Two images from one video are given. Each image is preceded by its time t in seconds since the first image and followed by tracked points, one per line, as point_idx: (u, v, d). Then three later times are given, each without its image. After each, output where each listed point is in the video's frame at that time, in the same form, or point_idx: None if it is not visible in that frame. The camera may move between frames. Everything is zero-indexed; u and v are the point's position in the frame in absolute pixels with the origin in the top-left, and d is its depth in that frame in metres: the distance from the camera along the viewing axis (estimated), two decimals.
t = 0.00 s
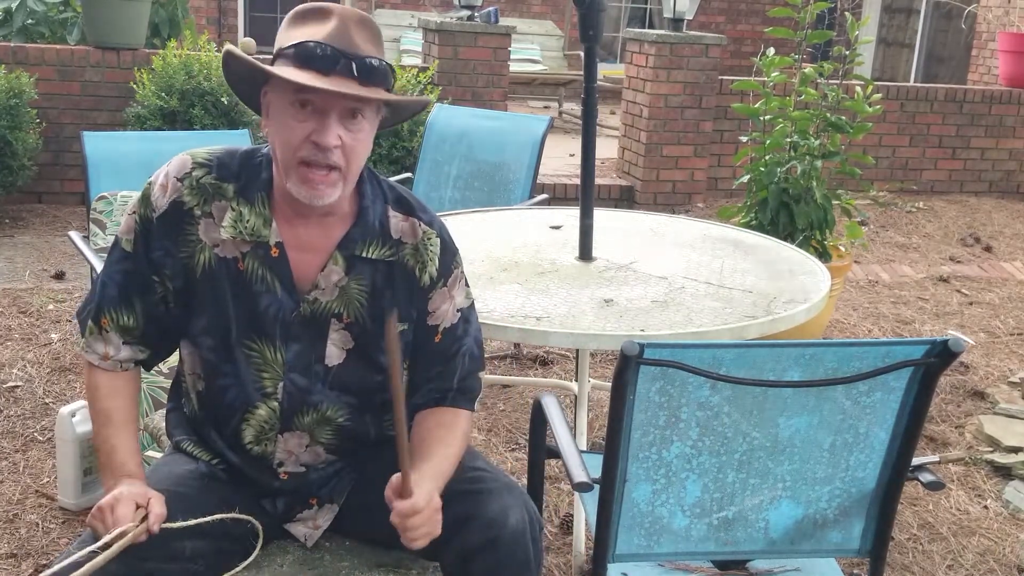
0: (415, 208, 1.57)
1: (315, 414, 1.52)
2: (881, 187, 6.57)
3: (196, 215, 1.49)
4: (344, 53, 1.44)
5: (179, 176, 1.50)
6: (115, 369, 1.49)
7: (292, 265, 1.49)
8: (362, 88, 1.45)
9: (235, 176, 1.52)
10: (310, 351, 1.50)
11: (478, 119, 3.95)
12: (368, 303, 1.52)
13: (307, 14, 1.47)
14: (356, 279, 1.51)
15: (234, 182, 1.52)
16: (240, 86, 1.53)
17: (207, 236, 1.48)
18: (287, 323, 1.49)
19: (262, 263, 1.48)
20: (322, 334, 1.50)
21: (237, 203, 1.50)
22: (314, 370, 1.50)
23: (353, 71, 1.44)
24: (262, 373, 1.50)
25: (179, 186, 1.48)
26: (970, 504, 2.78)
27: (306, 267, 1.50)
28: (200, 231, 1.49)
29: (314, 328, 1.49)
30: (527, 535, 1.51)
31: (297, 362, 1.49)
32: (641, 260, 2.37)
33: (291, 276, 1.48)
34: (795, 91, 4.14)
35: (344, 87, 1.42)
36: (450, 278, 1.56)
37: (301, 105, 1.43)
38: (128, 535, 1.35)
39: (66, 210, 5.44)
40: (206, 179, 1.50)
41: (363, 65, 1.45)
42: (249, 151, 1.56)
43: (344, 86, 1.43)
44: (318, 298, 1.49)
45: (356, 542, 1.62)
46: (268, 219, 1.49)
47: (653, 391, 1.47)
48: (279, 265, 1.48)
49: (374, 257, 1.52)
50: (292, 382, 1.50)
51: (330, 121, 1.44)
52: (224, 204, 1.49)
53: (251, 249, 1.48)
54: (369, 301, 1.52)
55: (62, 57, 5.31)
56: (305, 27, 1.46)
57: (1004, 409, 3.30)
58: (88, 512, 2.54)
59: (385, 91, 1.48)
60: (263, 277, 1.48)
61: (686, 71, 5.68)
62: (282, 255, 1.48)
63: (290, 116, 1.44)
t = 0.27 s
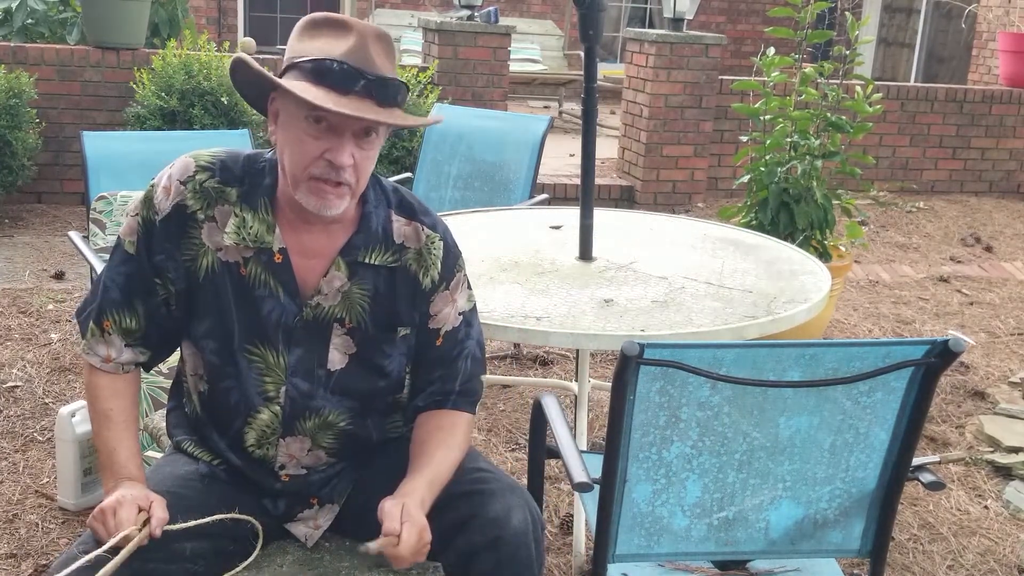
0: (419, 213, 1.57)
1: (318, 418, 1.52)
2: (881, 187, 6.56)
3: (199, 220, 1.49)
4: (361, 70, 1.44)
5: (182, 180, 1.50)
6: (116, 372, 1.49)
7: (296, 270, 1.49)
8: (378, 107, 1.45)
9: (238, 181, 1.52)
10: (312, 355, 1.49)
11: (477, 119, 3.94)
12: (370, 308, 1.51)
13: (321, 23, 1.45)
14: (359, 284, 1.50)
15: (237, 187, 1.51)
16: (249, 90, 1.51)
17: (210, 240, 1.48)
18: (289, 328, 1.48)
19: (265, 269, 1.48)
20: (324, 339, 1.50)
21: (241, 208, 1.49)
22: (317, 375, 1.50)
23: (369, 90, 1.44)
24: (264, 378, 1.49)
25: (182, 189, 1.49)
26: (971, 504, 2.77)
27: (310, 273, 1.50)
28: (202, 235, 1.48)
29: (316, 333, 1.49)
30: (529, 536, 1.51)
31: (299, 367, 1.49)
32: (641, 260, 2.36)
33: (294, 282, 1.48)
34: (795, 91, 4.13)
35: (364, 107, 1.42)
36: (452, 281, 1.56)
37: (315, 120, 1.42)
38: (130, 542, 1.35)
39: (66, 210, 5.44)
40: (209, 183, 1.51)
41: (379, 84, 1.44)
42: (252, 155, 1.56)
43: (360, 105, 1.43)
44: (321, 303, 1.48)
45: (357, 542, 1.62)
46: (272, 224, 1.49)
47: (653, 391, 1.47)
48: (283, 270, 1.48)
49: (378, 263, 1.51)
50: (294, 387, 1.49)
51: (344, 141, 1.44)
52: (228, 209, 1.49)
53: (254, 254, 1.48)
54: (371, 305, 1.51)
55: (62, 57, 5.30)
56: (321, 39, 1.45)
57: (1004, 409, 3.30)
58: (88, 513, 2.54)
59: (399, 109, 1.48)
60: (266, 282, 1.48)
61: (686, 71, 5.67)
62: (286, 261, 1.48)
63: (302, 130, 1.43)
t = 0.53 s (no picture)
0: (421, 214, 1.57)
1: (319, 419, 1.52)
2: (881, 187, 6.57)
3: (201, 220, 1.49)
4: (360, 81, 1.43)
5: (183, 180, 1.50)
6: (118, 371, 1.49)
7: (297, 272, 1.49)
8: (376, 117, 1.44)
9: (240, 181, 1.52)
10: (312, 356, 1.50)
11: (477, 118, 3.95)
12: (371, 308, 1.51)
13: (318, 30, 1.45)
14: (360, 285, 1.50)
15: (238, 187, 1.52)
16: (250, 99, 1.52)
17: (212, 240, 1.49)
18: (290, 329, 1.49)
19: (266, 270, 1.48)
20: (325, 339, 1.50)
21: (242, 209, 1.50)
22: (318, 376, 1.51)
23: (366, 100, 1.43)
24: (265, 378, 1.49)
25: (184, 189, 1.49)
26: (970, 504, 2.78)
27: (311, 275, 1.50)
28: (204, 235, 1.49)
29: (318, 333, 1.49)
30: (529, 535, 1.51)
31: (300, 367, 1.49)
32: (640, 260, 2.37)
33: (295, 283, 1.48)
34: (794, 91, 4.14)
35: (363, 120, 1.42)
36: (453, 281, 1.56)
37: (315, 133, 1.42)
38: (130, 542, 1.35)
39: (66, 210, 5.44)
40: (210, 183, 1.51)
41: (377, 94, 1.43)
42: (254, 156, 1.56)
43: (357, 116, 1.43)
44: (322, 304, 1.49)
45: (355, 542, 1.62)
46: (273, 226, 1.49)
47: (653, 391, 1.47)
48: (284, 271, 1.48)
49: (379, 264, 1.51)
50: (295, 387, 1.49)
51: (345, 152, 1.43)
52: (229, 210, 1.50)
53: (256, 255, 1.48)
54: (372, 306, 1.52)
55: (62, 57, 5.30)
56: (317, 49, 1.45)
57: (1004, 409, 3.30)
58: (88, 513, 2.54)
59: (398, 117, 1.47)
60: (267, 283, 1.48)
61: (686, 71, 5.68)
62: (287, 262, 1.48)
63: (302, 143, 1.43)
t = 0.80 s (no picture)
0: (419, 214, 1.57)
1: (318, 419, 1.52)
2: (881, 187, 6.57)
3: (200, 219, 1.49)
4: (345, 81, 1.43)
5: (181, 179, 1.50)
6: (117, 371, 1.49)
7: (295, 272, 1.49)
8: (363, 117, 1.44)
9: (238, 181, 1.52)
10: (312, 355, 1.50)
11: (477, 119, 3.95)
12: (370, 308, 1.51)
13: (301, 32, 1.44)
14: (359, 284, 1.51)
15: (237, 187, 1.51)
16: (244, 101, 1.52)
17: (211, 240, 1.49)
18: (289, 328, 1.49)
19: (265, 270, 1.48)
20: (324, 338, 1.50)
21: (240, 209, 1.50)
22: (317, 375, 1.50)
23: (351, 100, 1.42)
24: (264, 378, 1.49)
25: (182, 189, 1.49)
26: (970, 504, 2.78)
27: (310, 274, 1.50)
28: (203, 235, 1.49)
29: (317, 333, 1.49)
30: (529, 535, 1.51)
31: (300, 366, 1.49)
32: (640, 260, 2.37)
33: (294, 283, 1.48)
34: (794, 91, 4.13)
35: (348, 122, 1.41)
36: (453, 281, 1.56)
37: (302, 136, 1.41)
38: (130, 542, 1.35)
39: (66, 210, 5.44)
40: (209, 183, 1.51)
41: (362, 94, 1.43)
42: (253, 155, 1.56)
43: (344, 117, 1.42)
44: (321, 304, 1.49)
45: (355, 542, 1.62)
46: (271, 226, 1.49)
47: (653, 391, 1.47)
48: (283, 271, 1.48)
49: (378, 264, 1.51)
50: (295, 387, 1.49)
51: (336, 152, 1.42)
52: (228, 210, 1.50)
53: (255, 255, 1.48)
54: (371, 305, 1.52)
55: (62, 57, 5.30)
56: (301, 51, 1.45)
57: (1004, 409, 3.30)
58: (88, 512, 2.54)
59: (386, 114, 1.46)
60: (266, 282, 1.48)
61: (686, 71, 5.68)
62: (286, 261, 1.48)
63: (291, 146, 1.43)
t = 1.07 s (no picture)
0: (415, 214, 1.56)
1: (316, 417, 1.52)
2: (881, 187, 6.57)
3: (196, 218, 1.49)
4: (327, 80, 1.43)
5: (177, 178, 1.50)
6: (115, 370, 1.49)
7: (290, 272, 1.49)
8: (348, 115, 1.43)
9: (233, 180, 1.52)
10: (308, 354, 1.50)
11: (477, 119, 3.95)
12: (366, 308, 1.51)
13: (282, 33, 1.44)
14: (355, 285, 1.50)
15: (232, 186, 1.51)
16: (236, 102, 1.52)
17: (206, 238, 1.49)
18: (285, 327, 1.49)
19: (259, 269, 1.48)
20: (319, 338, 1.50)
21: (235, 209, 1.49)
22: (314, 373, 1.51)
23: (333, 99, 1.42)
24: (262, 376, 1.49)
25: (178, 188, 1.49)
26: (970, 504, 2.78)
27: (304, 274, 1.50)
28: (199, 234, 1.49)
29: (313, 333, 1.50)
30: (529, 535, 1.52)
31: (297, 365, 1.50)
32: (641, 260, 2.37)
33: (289, 282, 1.48)
34: (794, 91, 4.13)
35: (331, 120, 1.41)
36: (450, 280, 1.56)
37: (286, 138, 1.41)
38: (129, 542, 1.35)
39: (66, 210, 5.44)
40: (205, 181, 1.51)
41: (343, 91, 1.43)
42: (249, 155, 1.56)
43: (326, 117, 1.42)
44: (316, 304, 1.49)
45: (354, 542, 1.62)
46: (265, 226, 1.49)
47: (653, 391, 1.47)
48: (277, 271, 1.48)
49: (373, 264, 1.51)
50: (292, 385, 1.50)
51: (322, 151, 1.42)
52: (223, 209, 1.50)
53: (250, 255, 1.48)
54: (367, 305, 1.51)
55: (62, 57, 5.30)
56: (281, 52, 1.45)
57: (1004, 409, 3.30)
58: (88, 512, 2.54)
59: (370, 110, 1.46)
60: (261, 282, 1.48)
61: (686, 71, 5.68)
62: (280, 261, 1.48)
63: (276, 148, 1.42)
